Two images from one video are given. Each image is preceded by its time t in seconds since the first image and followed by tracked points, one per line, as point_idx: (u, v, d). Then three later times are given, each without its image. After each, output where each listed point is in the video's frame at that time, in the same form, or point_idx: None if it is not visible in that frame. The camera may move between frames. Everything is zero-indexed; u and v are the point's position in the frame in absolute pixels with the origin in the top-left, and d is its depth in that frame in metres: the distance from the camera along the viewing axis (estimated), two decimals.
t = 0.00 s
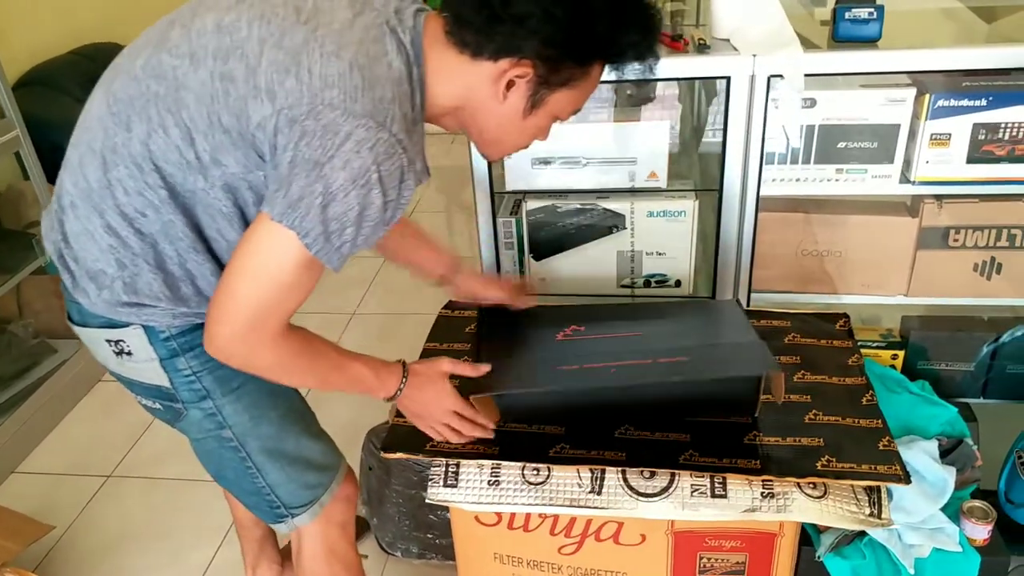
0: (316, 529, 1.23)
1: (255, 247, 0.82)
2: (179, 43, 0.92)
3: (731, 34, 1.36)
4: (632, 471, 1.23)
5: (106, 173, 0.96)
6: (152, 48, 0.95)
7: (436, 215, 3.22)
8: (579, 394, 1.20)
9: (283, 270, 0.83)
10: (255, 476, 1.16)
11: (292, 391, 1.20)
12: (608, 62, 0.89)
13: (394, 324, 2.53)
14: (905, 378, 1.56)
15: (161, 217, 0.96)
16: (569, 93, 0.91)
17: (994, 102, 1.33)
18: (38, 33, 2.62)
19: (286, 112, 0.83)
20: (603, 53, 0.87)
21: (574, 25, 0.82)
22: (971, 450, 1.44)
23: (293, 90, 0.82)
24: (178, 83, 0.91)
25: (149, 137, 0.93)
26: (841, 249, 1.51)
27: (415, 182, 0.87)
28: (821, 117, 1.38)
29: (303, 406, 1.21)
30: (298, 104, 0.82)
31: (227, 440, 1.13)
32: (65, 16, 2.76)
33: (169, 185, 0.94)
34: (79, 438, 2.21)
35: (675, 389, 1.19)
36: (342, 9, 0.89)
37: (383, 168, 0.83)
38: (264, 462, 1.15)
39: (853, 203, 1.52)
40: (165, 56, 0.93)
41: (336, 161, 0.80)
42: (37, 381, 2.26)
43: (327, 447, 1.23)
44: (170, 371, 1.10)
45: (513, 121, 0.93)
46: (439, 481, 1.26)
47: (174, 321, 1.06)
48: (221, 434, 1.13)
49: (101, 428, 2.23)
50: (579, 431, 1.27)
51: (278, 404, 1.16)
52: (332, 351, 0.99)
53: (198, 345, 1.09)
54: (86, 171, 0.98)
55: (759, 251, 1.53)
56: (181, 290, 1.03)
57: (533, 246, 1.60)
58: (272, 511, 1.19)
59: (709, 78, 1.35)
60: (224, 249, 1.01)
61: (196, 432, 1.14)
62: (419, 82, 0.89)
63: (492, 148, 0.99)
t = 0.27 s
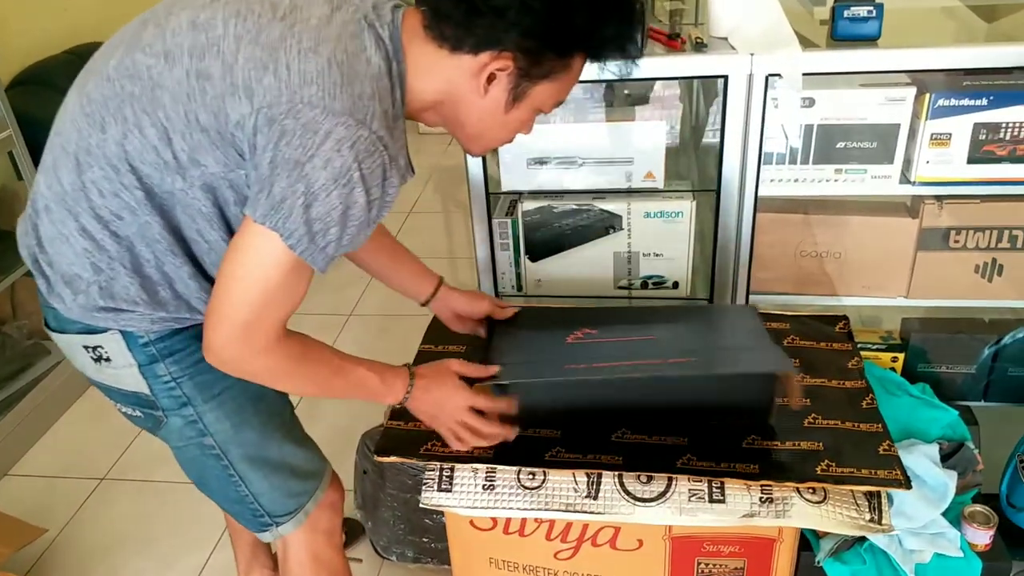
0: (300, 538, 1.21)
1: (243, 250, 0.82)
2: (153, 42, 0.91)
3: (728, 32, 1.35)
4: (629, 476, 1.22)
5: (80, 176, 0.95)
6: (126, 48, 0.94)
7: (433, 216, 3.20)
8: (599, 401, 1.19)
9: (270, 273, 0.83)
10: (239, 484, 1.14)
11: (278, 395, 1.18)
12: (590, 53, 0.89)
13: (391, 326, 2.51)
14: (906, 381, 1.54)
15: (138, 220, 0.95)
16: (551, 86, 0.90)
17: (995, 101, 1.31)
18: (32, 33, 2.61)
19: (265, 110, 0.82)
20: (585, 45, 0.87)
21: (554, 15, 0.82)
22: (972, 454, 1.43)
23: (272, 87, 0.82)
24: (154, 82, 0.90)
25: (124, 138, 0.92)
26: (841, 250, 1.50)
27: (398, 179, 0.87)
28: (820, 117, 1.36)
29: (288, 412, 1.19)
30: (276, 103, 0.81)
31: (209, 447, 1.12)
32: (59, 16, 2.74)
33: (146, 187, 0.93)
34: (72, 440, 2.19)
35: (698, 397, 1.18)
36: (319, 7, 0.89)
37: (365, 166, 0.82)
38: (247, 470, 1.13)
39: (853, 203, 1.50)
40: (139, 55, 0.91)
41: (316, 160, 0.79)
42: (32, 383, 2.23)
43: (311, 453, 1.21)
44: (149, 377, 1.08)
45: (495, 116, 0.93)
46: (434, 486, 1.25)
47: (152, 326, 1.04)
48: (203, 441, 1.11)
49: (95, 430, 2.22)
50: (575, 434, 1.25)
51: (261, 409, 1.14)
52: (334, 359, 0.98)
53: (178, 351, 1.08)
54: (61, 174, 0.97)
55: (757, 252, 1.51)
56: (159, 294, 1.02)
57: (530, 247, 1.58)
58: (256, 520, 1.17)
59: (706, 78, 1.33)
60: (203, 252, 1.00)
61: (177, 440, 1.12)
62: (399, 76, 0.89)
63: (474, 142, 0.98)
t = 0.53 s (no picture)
0: (305, 544, 1.20)
1: (257, 257, 0.82)
2: (147, 45, 0.90)
3: (736, 35, 1.34)
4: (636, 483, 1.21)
5: (76, 183, 0.94)
6: (119, 52, 0.93)
7: (435, 217, 3.19)
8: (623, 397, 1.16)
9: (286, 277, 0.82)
10: (241, 492, 1.13)
11: (279, 401, 1.17)
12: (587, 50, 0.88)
13: (394, 329, 2.50)
14: (913, 387, 1.53)
15: (136, 226, 0.94)
16: (550, 83, 0.89)
17: (1005, 105, 1.30)
18: (32, 34, 2.60)
19: (262, 112, 0.81)
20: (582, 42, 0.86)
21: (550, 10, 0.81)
22: (981, 460, 1.42)
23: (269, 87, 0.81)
24: (149, 86, 0.89)
25: (119, 143, 0.91)
26: (848, 255, 1.48)
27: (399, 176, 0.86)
28: (828, 122, 1.35)
29: (291, 418, 1.18)
30: (273, 104, 0.81)
31: (211, 455, 1.11)
32: (59, 18, 2.73)
33: (143, 192, 0.92)
34: (74, 444, 2.18)
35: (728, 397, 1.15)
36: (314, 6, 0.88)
37: (364, 164, 0.81)
38: (249, 478, 1.12)
39: (861, 208, 1.49)
40: (132, 59, 0.91)
41: (315, 161, 0.79)
42: (33, 386, 2.22)
43: (315, 459, 1.20)
44: (148, 385, 1.07)
45: (493, 115, 0.91)
46: (440, 492, 1.24)
47: (151, 333, 1.03)
48: (204, 449, 1.10)
49: (97, 434, 2.21)
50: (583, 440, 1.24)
51: (263, 415, 1.13)
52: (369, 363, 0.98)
53: (177, 358, 1.07)
54: (56, 181, 0.96)
55: (765, 256, 1.50)
56: (157, 301, 1.00)
57: (535, 250, 1.57)
58: (259, 527, 1.16)
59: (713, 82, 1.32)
60: (200, 259, 0.98)
61: (178, 448, 1.11)
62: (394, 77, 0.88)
63: (475, 142, 0.97)
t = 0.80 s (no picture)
0: (330, 548, 1.19)
1: (290, 250, 0.82)
2: (173, 40, 0.91)
3: (757, 37, 1.33)
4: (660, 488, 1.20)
5: (103, 180, 0.94)
6: (144, 47, 0.93)
7: (441, 219, 3.17)
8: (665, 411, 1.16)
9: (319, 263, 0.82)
10: (269, 493, 1.12)
11: (304, 401, 1.16)
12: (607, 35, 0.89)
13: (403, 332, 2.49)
14: (932, 391, 1.52)
15: (163, 222, 0.94)
16: (573, 69, 0.89)
17: None
18: (38, 35, 2.58)
19: (291, 102, 0.81)
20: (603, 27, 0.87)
21: None
22: (1003, 466, 1.41)
23: (296, 78, 0.81)
24: (175, 79, 0.89)
25: (147, 138, 0.91)
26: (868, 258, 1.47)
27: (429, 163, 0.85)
28: (851, 123, 1.34)
29: (317, 419, 1.17)
30: (301, 93, 0.80)
31: (240, 455, 1.10)
32: (64, 18, 2.71)
33: (170, 187, 0.92)
34: (82, 447, 2.16)
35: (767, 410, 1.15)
36: None
37: (395, 151, 0.80)
38: (279, 479, 1.12)
39: (881, 210, 1.48)
40: (159, 53, 0.91)
41: (346, 148, 0.78)
42: (42, 388, 2.21)
43: (338, 460, 1.19)
44: (178, 385, 1.07)
45: (516, 104, 0.91)
46: (460, 497, 1.23)
47: (180, 332, 1.03)
48: (233, 450, 1.10)
49: (106, 437, 2.19)
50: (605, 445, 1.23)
51: (291, 416, 1.13)
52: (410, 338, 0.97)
53: (206, 358, 1.06)
54: (82, 180, 0.96)
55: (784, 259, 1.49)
56: (186, 299, 1.00)
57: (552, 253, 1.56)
58: (287, 529, 1.15)
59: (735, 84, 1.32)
60: (228, 252, 0.98)
61: (207, 449, 1.10)
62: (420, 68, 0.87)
63: (498, 133, 0.97)
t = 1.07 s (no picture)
0: (349, 555, 1.20)
1: (361, 239, 0.89)
2: (199, 38, 0.94)
3: (772, 33, 1.33)
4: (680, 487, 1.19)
5: (128, 181, 0.98)
6: (169, 45, 0.97)
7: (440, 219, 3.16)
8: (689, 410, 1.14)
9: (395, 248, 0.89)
10: (292, 497, 1.15)
11: (325, 405, 1.18)
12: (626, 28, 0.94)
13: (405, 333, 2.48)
14: (945, 386, 1.52)
15: (189, 222, 0.98)
16: (595, 60, 0.94)
17: None
18: (36, 35, 2.55)
19: (333, 101, 0.85)
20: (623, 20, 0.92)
21: None
22: (1015, 460, 1.42)
23: (337, 75, 0.85)
24: (206, 78, 0.93)
25: (178, 137, 0.95)
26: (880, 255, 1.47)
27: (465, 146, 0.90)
28: (866, 120, 1.33)
29: (337, 422, 1.18)
30: (342, 91, 0.85)
31: (262, 460, 1.12)
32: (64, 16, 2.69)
33: (198, 187, 0.96)
34: (82, 452, 2.14)
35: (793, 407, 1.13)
36: None
37: (443, 140, 0.85)
38: (302, 482, 1.14)
39: (894, 207, 1.48)
40: (185, 51, 0.94)
41: (398, 144, 0.83)
42: (42, 392, 2.19)
43: (358, 462, 1.20)
44: (201, 389, 1.10)
45: (537, 95, 0.97)
46: (479, 498, 1.23)
47: (204, 335, 1.06)
48: (256, 454, 1.12)
49: (107, 440, 2.17)
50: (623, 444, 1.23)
51: (313, 419, 1.15)
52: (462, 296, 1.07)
53: (230, 360, 1.09)
54: (106, 181, 1.00)
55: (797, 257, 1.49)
56: (210, 301, 1.03)
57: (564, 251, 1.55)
58: (309, 534, 1.17)
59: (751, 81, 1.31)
60: (255, 253, 1.03)
61: (229, 454, 1.13)
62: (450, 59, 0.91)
63: (521, 128, 1.02)
